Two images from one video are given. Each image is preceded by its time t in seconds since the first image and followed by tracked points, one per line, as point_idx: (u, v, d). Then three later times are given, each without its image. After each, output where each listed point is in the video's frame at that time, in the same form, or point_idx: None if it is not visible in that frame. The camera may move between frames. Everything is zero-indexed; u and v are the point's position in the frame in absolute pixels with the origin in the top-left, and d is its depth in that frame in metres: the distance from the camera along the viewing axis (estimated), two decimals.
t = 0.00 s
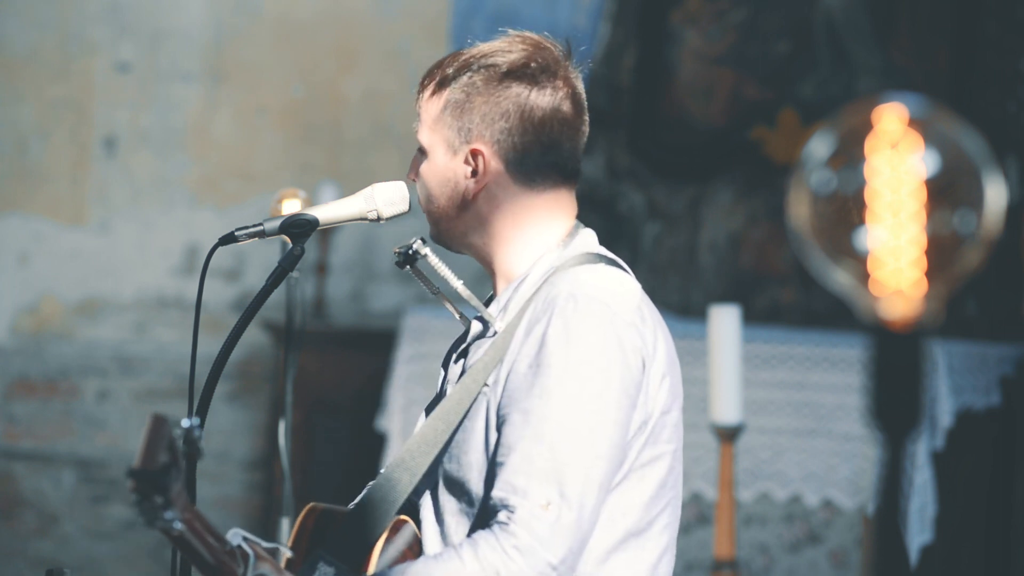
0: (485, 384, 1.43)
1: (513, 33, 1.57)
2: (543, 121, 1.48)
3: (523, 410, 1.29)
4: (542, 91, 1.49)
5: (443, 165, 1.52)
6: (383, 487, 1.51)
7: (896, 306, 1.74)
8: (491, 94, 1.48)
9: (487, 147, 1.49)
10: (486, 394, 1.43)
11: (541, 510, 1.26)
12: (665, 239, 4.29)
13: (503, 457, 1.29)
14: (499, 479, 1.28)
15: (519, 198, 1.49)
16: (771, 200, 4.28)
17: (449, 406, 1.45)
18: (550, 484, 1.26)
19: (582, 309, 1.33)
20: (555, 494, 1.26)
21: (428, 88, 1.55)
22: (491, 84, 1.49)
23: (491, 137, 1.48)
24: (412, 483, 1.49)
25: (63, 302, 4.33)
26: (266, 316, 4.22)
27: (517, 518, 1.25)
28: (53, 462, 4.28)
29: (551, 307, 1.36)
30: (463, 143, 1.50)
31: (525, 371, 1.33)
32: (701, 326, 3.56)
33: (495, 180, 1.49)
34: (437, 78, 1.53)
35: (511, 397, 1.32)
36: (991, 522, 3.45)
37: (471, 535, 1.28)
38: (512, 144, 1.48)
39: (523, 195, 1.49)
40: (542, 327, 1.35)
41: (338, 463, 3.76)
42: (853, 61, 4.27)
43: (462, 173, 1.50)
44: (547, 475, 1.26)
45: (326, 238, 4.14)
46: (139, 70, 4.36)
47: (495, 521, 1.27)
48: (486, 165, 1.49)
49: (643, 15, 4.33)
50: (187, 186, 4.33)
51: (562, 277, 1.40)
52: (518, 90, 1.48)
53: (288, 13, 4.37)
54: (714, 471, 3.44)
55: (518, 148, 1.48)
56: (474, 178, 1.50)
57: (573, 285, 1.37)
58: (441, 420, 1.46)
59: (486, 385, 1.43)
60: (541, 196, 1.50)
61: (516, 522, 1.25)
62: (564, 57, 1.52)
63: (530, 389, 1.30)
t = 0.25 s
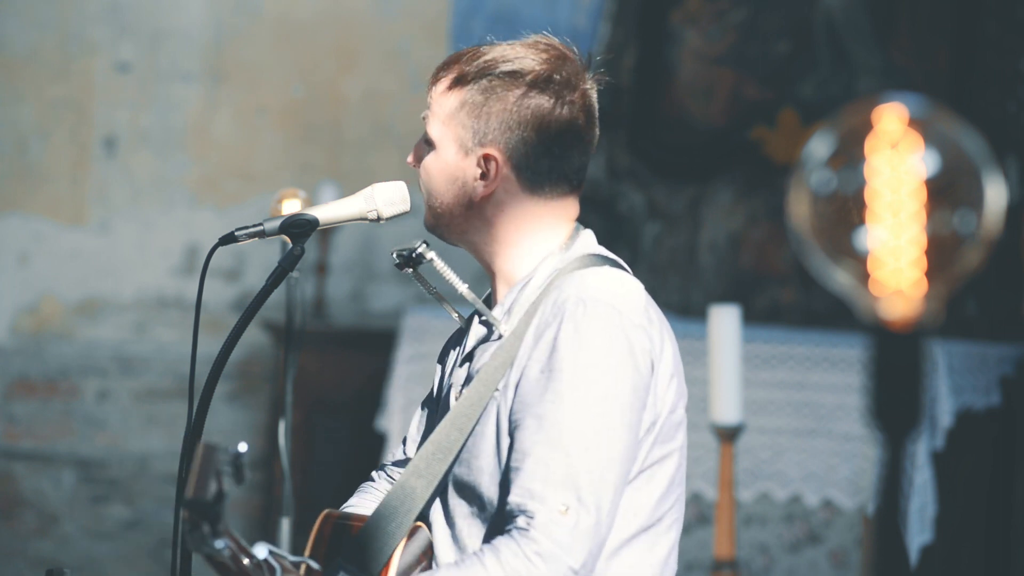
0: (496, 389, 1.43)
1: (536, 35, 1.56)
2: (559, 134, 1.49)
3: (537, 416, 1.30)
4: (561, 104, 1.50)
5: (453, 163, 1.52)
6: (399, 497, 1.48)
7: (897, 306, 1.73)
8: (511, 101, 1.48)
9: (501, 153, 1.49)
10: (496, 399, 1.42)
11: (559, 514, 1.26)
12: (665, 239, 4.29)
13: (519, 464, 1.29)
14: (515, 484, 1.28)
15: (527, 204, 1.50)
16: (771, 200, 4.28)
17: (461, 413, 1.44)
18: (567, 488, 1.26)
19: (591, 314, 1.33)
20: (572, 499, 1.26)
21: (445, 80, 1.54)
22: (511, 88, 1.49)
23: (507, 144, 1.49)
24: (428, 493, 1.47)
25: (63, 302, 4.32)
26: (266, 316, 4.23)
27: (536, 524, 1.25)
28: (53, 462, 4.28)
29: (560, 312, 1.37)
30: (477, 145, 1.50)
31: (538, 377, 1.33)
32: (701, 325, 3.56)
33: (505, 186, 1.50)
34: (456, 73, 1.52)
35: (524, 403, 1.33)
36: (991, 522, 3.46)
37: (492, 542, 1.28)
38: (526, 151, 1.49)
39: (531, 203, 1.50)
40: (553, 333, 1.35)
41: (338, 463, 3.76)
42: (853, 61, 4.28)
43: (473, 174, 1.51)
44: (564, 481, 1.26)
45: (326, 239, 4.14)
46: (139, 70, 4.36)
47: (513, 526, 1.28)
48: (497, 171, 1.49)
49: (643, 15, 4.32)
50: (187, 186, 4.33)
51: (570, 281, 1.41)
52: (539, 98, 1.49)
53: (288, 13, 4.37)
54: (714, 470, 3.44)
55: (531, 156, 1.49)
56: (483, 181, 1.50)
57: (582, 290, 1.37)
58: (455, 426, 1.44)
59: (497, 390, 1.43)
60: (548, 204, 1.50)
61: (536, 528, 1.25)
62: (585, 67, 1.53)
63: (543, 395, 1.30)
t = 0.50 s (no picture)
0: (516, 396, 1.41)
1: (560, 40, 1.55)
2: (580, 146, 1.51)
3: (561, 425, 1.31)
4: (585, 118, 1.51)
5: (471, 165, 1.52)
6: (421, 505, 1.43)
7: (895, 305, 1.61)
8: (538, 113, 1.49)
9: (523, 164, 1.51)
10: (516, 407, 1.41)
11: (586, 523, 1.26)
12: (665, 239, 4.29)
13: (544, 474, 1.29)
14: (540, 494, 1.29)
15: (543, 211, 1.54)
16: (771, 200, 4.28)
17: (483, 418, 1.41)
18: (593, 497, 1.27)
19: (611, 322, 1.35)
20: (598, 507, 1.27)
21: (468, 78, 1.52)
22: (544, 99, 1.49)
23: (530, 155, 1.50)
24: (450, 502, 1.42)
25: (63, 302, 4.32)
26: (266, 316, 4.23)
27: (564, 533, 1.25)
28: (53, 462, 4.28)
29: (579, 322, 1.38)
30: (499, 152, 1.50)
31: (560, 386, 1.34)
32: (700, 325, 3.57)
33: (523, 194, 1.52)
34: (482, 74, 1.51)
35: (546, 413, 1.34)
36: (992, 522, 3.45)
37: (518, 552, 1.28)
38: (550, 163, 1.51)
39: (545, 210, 1.54)
40: (573, 342, 1.36)
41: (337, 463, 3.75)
42: (853, 61, 4.28)
43: (491, 179, 1.52)
44: (589, 489, 1.27)
45: (326, 239, 4.15)
46: (139, 70, 4.36)
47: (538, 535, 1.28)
48: (518, 180, 1.51)
49: (643, 15, 4.32)
50: (187, 186, 4.33)
51: (586, 291, 1.43)
52: (570, 112, 1.50)
53: (288, 13, 4.37)
54: (714, 470, 3.44)
55: (554, 167, 1.51)
56: (501, 188, 1.52)
57: (600, 301, 1.39)
58: (476, 431, 1.41)
59: (517, 398, 1.41)
60: (562, 211, 1.54)
61: (563, 538, 1.25)
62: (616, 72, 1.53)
63: (566, 404, 1.32)
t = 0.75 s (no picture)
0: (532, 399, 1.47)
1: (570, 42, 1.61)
2: (586, 148, 1.59)
3: (578, 432, 1.39)
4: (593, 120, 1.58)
5: (481, 163, 1.56)
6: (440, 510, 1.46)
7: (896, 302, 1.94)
8: (551, 114, 1.55)
9: (533, 164, 1.56)
10: (533, 408, 1.47)
11: (604, 529, 1.35)
12: (665, 239, 4.29)
13: (564, 482, 1.37)
14: (559, 500, 1.37)
15: (548, 211, 1.59)
16: (771, 200, 4.29)
17: (498, 422, 1.46)
18: (610, 504, 1.35)
19: (624, 332, 1.43)
20: (615, 514, 1.35)
21: (481, 76, 1.57)
22: (556, 101, 1.55)
23: (541, 156, 1.56)
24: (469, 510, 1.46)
25: (62, 302, 4.31)
26: (266, 316, 4.22)
27: (584, 540, 1.34)
28: (53, 462, 4.27)
29: (593, 330, 1.46)
30: (510, 152, 1.56)
31: (576, 393, 1.43)
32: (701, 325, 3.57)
33: (530, 194, 1.58)
34: (497, 72, 1.56)
35: (563, 419, 1.42)
36: (991, 522, 3.46)
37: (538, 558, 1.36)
38: (558, 164, 1.57)
39: (550, 211, 1.60)
40: (588, 351, 1.44)
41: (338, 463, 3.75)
42: (853, 61, 4.29)
43: (500, 178, 1.56)
44: (607, 497, 1.35)
45: (326, 239, 4.22)
46: (139, 70, 4.35)
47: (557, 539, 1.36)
48: (527, 180, 1.57)
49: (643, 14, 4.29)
50: (187, 186, 4.33)
51: (598, 296, 1.49)
52: (581, 115, 1.57)
53: (288, 13, 4.37)
54: (715, 471, 3.47)
55: (562, 168, 1.58)
56: (510, 187, 1.57)
57: (613, 310, 1.46)
58: (492, 434, 1.46)
59: (533, 400, 1.47)
60: (565, 211, 1.60)
61: (584, 545, 1.34)
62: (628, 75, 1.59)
63: (583, 412, 1.40)
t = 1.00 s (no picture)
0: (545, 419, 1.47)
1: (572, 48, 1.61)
2: (590, 157, 1.58)
3: (592, 451, 1.39)
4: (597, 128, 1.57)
5: (483, 174, 1.57)
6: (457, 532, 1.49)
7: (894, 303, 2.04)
8: (553, 124, 1.55)
9: (535, 174, 1.56)
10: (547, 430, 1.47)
11: (620, 548, 1.34)
12: (665, 239, 4.29)
13: (579, 501, 1.37)
14: (575, 520, 1.37)
15: (552, 221, 1.59)
16: (771, 200, 4.29)
17: (511, 442, 1.47)
18: (626, 523, 1.35)
19: (637, 350, 1.43)
20: (631, 532, 1.35)
21: (482, 86, 1.57)
22: (557, 111, 1.55)
23: (543, 166, 1.56)
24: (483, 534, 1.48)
25: (62, 302, 4.30)
26: (266, 316, 4.23)
27: (601, 560, 1.34)
28: (53, 462, 4.26)
29: (607, 349, 1.46)
30: (512, 162, 1.56)
31: (590, 412, 1.42)
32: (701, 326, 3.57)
33: (533, 204, 1.58)
34: (497, 82, 1.56)
35: (577, 439, 1.42)
36: (991, 522, 3.46)
37: None
38: (561, 173, 1.57)
39: (554, 221, 1.60)
40: (602, 370, 1.44)
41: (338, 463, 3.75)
42: (853, 61, 4.29)
43: (502, 188, 1.56)
44: (623, 516, 1.35)
45: (326, 240, 4.23)
46: (139, 70, 4.35)
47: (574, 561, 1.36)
48: (529, 190, 1.57)
49: (643, 15, 4.30)
50: (187, 186, 4.33)
51: (612, 314, 1.49)
52: (582, 123, 1.56)
53: (288, 13, 4.37)
54: (714, 470, 3.45)
55: (564, 177, 1.58)
56: (512, 197, 1.57)
57: (626, 328, 1.46)
58: (506, 455, 1.47)
59: (547, 420, 1.47)
60: (569, 221, 1.61)
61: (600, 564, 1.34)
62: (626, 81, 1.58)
63: (597, 432, 1.40)
